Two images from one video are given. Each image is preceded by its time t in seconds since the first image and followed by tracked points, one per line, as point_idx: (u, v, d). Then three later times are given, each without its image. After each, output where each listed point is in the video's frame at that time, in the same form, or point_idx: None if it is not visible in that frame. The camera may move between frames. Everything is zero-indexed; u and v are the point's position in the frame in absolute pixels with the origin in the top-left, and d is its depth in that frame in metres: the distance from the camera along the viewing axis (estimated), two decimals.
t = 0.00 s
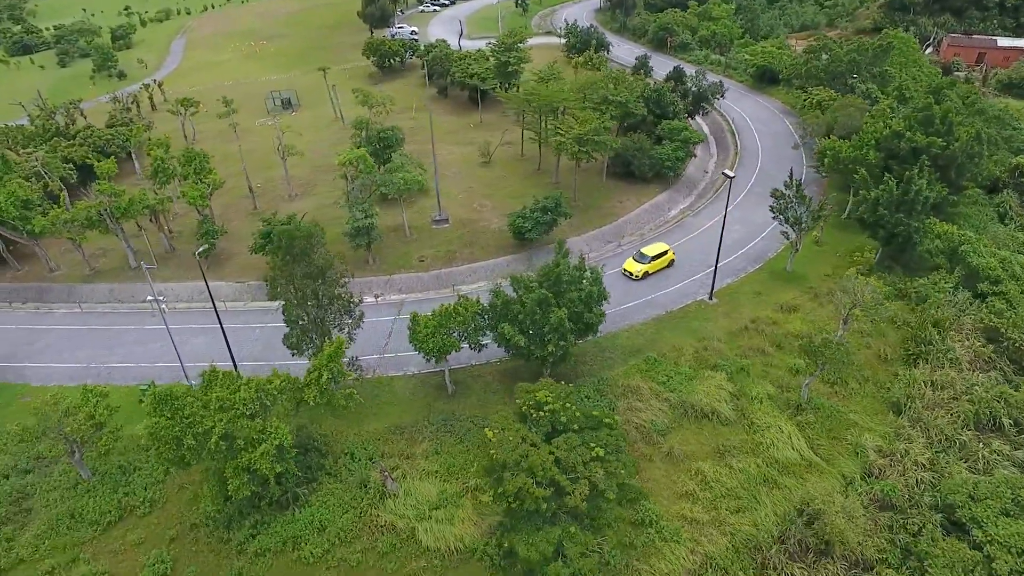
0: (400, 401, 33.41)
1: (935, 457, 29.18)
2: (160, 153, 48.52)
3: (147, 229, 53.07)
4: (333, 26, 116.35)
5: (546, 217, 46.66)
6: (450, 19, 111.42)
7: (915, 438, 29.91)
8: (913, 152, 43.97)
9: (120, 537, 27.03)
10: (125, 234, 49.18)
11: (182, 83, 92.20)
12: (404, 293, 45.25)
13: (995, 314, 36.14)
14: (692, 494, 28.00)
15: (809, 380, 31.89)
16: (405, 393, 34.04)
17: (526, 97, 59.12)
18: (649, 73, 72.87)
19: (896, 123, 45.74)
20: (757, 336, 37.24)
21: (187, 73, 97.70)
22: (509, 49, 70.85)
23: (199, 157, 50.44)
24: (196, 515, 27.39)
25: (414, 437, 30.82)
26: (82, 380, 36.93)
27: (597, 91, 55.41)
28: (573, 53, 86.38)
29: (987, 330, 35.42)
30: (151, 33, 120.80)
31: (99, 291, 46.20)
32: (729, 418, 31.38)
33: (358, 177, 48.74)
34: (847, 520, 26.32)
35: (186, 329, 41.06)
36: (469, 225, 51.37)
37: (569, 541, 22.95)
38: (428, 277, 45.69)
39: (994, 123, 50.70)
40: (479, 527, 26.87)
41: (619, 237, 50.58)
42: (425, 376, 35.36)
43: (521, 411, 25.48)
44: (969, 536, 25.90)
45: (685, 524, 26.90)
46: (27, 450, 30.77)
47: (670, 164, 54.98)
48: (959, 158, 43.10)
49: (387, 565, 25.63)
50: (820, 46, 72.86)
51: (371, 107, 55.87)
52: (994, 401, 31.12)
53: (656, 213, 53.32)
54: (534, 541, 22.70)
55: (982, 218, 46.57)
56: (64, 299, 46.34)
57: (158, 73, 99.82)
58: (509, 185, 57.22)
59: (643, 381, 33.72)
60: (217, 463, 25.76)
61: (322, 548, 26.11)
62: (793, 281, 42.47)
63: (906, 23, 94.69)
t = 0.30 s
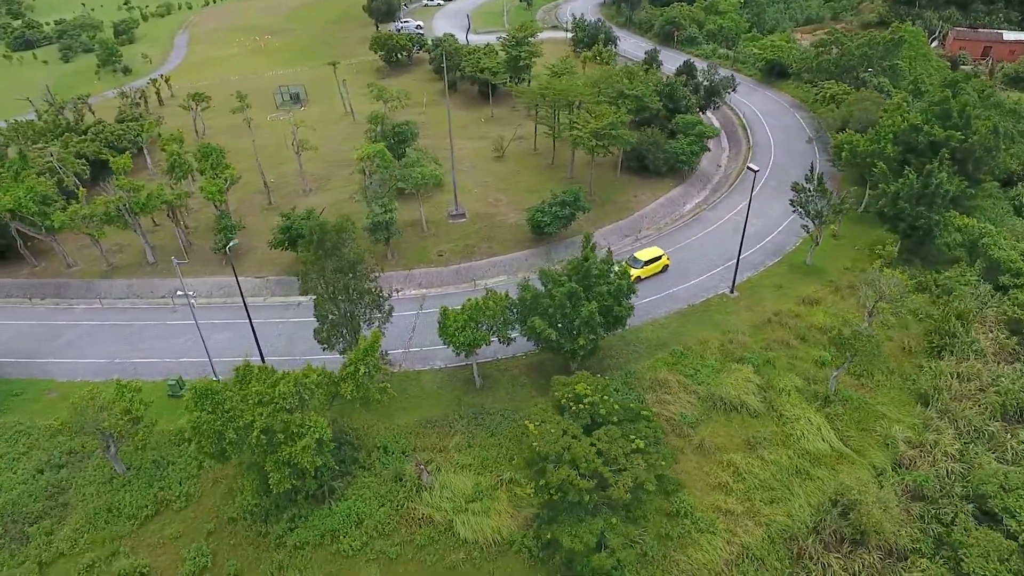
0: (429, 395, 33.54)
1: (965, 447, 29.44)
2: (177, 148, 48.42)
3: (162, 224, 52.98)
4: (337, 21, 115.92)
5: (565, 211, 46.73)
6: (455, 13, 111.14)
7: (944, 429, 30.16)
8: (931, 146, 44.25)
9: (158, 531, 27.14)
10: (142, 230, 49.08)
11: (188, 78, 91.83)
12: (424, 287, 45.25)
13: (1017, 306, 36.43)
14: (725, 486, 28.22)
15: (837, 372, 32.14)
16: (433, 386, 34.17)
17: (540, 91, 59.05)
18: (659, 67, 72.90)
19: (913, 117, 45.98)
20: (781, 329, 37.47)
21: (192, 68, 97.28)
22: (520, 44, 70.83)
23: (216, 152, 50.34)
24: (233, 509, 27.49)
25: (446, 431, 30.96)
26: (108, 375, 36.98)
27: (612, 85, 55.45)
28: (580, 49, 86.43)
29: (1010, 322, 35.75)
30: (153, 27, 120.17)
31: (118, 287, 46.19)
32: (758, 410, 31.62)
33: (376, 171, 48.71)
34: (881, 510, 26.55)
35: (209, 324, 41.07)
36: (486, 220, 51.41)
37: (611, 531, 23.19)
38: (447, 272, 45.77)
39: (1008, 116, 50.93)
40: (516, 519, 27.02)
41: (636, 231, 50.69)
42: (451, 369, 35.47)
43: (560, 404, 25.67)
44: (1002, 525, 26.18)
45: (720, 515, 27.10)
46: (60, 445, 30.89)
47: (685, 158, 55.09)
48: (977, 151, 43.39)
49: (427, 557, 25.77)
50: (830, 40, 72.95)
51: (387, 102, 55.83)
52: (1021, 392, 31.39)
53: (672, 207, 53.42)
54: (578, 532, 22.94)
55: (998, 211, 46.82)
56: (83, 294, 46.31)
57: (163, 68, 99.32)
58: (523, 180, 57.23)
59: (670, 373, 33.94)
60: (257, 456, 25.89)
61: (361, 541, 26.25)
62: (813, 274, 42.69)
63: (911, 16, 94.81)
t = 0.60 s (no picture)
0: (460, 388, 33.65)
1: (998, 438, 29.69)
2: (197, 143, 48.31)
3: (181, 219, 52.90)
4: (342, 14, 115.40)
5: (586, 205, 46.75)
6: (461, 7, 110.68)
7: (976, 420, 30.41)
8: (952, 139, 44.43)
9: (199, 524, 27.26)
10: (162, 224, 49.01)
11: (196, 73, 91.46)
12: (446, 282, 45.29)
13: None
14: (762, 478, 28.39)
15: (869, 364, 32.32)
16: (464, 379, 34.27)
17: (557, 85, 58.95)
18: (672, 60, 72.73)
19: (934, 110, 46.14)
20: (808, 322, 37.64)
21: (199, 62, 96.86)
22: (533, 38, 70.67)
23: (235, 146, 50.23)
24: (273, 502, 27.59)
25: (481, 424, 31.07)
26: (137, 370, 37.04)
27: (630, 79, 55.42)
28: (589, 42, 85.83)
29: None
30: (157, 22, 119.40)
31: (140, 282, 46.22)
32: (790, 402, 31.80)
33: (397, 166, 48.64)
34: (919, 500, 26.79)
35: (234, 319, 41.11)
36: (505, 214, 51.39)
37: (657, 522, 23.40)
38: (469, 266, 45.84)
39: None
40: (556, 511, 27.15)
41: (655, 225, 50.73)
42: (480, 363, 35.55)
43: (602, 396, 25.82)
44: None
45: (758, 506, 27.29)
46: (96, 440, 30.96)
47: (702, 152, 55.09)
48: (998, 145, 43.58)
49: (470, 549, 25.90)
50: (842, 33, 72.89)
51: (404, 96, 55.73)
52: None
53: (690, 200, 53.47)
54: (627, 523, 23.14)
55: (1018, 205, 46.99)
56: (105, 289, 46.32)
57: (169, 62, 98.83)
58: (540, 174, 57.19)
59: (700, 366, 34.07)
60: (300, 449, 25.99)
61: (403, 533, 26.38)
62: (836, 267, 42.84)
63: (919, 10, 94.76)
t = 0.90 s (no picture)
0: (495, 381, 33.73)
1: None
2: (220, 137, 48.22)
3: (201, 214, 52.86)
4: (350, 8, 114.95)
5: (611, 199, 46.75)
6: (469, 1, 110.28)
7: (1012, 412, 30.60)
8: (976, 133, 44.52)
9: (245, 516, 27.37)
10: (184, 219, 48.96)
11: (206, 67, 91.16)
12: (471, 276, 45.30)
13: None
14: (802, 469, 28.55)
15: (904, 357, 32.47)
16: (498, 373, 34.34)
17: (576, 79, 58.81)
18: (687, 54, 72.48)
19: (958, 104, 46.19)
20: (838, 315, 37.76)
21: (209, 57, 96.52)
22: (548, 32, 70.54)
23: (257, 141, 50.15)
24: (318, 495, 27.68)
25: (519, 417, 31.17)
26: (169, 364, 37.08)
27: (650, 73, 55.37)
28: (601, 36, 85.35)
29: None
30: (163, 16, 118.82)
31: (164, 277, 46.25)
32: (826, 395, 31.95)
33: (418, 159, 48.53)
34: (961, 491, 27.00)
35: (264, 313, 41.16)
36: (527, 208, 51.38)
37: (708, 514, 23.54)
38: (494, 261, 45.88)
39: None
40: (600, 503, 27.27)
41: (677, 219, 50.78)
42: (512, 357, 35.61)
43: (647, 388, 25.96)
44: None
45: (800, 497, 27.46)
46: (136, 434, 31.06)
47: (722, 146, 55.07)
48: (1023, 138, 43.68)
49: (516, 541, 26.02)
50: (856, 27, 72.77)
51: (424, 90, 55.63)
52: None
53: (710, 194, 53.49)
54: (678, 514, 23.31)
55: None
56: (130, 284, 46.35)
57: (178, 57, 98.43)
58: (560, 168, 57.17)
59: (734, 359, 34.17)
60: (347, 442, 26.09)
61: (449, 526, 26.51)
62: (862, 260, 42.94)
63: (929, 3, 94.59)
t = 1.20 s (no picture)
0: (538, 374, 33.81)
1: None
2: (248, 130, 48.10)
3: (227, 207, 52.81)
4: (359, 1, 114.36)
5: (641, 191, 46.79)
6: None
7: None
8: (1007, 125, 44.61)
9: (299, 508, 27.50)
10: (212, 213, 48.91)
11: (218, 61, 90.76)
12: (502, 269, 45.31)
13: None
14: (850, 459, 28.75)
15: (946, 348, 32.67)
16: (539, 365, 34.42)
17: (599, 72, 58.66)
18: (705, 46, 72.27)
19: (988, 96, 46.24)
20: (874, 307, 37.92)
21: (221, 50, 96.04)
22: (567, 24, 70.27)
23: (284, 134, 50.02)
24: (371, 486, 27.79)
25: (565, 409, 31.28)
26: (208, 357, 37.12)
27: (675, 65, 55.28)
28: (615, 29, 84.80)
29: None
30: (171, 9, 118.05)
31: (193, 271, 46.23)
32: (869, 386, 32.15)
33: (447, 152, 48.45)
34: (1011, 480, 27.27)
35: (299, 307, 41.19)
36: (554, 201, 51.37)
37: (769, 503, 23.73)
38: (525, 253, 45.90)
39: None
40: (653, 494, 27.44)
41: (704, 211, 50.86)
42: (552, 349, 35.70)
43: (703, 378, 26.10)
44: None
45: (851, 487, 27.68)
46: (184, 427, 31.15)
47: (747, 138, 55.09)
48: None
49: (572, 531, 26.18)
50: (875, 19, 72.58)
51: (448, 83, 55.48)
52: None
53: (736, 187, 53.51)
54: (740, 504, 23.50)
55: None
56: (159, 278, 46.36)
57: (189, 50, 97.92)
58: (583, 161, 57.13)
59: (775, 351, 34.29)
60: (405, 434, 26.17)
61: (504, 516, 26.63)
62: (893, 253, 43.08)
63: None
